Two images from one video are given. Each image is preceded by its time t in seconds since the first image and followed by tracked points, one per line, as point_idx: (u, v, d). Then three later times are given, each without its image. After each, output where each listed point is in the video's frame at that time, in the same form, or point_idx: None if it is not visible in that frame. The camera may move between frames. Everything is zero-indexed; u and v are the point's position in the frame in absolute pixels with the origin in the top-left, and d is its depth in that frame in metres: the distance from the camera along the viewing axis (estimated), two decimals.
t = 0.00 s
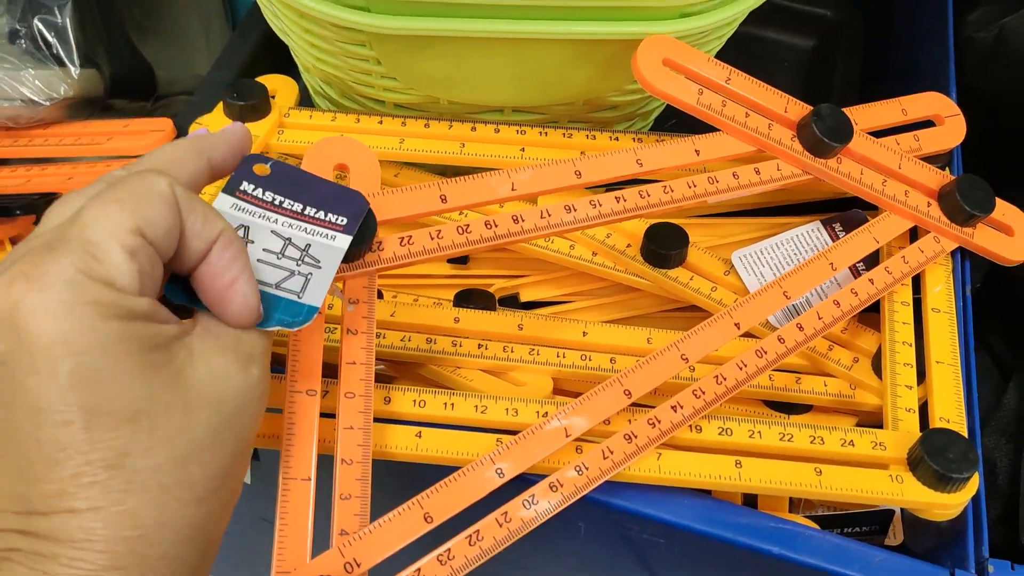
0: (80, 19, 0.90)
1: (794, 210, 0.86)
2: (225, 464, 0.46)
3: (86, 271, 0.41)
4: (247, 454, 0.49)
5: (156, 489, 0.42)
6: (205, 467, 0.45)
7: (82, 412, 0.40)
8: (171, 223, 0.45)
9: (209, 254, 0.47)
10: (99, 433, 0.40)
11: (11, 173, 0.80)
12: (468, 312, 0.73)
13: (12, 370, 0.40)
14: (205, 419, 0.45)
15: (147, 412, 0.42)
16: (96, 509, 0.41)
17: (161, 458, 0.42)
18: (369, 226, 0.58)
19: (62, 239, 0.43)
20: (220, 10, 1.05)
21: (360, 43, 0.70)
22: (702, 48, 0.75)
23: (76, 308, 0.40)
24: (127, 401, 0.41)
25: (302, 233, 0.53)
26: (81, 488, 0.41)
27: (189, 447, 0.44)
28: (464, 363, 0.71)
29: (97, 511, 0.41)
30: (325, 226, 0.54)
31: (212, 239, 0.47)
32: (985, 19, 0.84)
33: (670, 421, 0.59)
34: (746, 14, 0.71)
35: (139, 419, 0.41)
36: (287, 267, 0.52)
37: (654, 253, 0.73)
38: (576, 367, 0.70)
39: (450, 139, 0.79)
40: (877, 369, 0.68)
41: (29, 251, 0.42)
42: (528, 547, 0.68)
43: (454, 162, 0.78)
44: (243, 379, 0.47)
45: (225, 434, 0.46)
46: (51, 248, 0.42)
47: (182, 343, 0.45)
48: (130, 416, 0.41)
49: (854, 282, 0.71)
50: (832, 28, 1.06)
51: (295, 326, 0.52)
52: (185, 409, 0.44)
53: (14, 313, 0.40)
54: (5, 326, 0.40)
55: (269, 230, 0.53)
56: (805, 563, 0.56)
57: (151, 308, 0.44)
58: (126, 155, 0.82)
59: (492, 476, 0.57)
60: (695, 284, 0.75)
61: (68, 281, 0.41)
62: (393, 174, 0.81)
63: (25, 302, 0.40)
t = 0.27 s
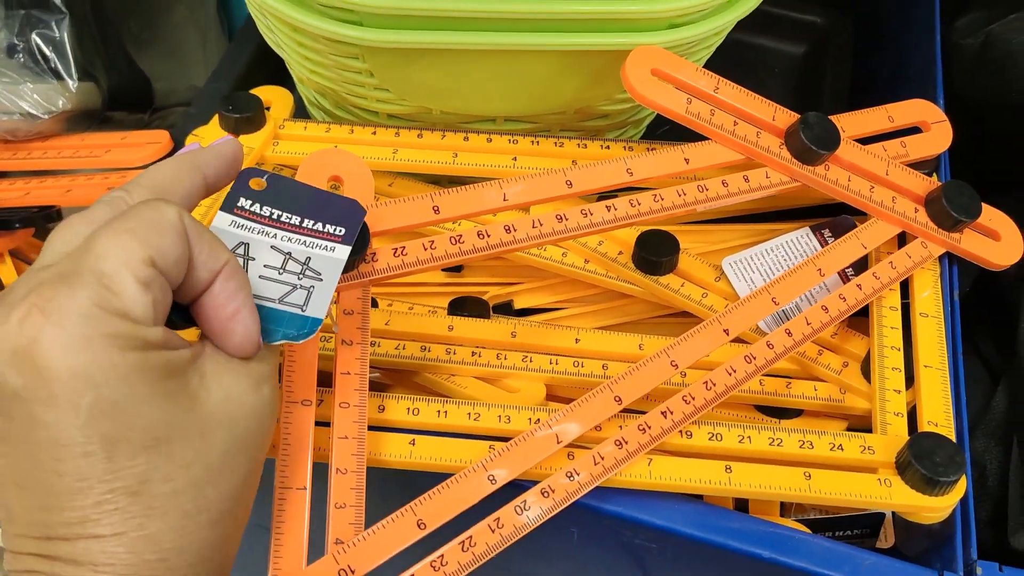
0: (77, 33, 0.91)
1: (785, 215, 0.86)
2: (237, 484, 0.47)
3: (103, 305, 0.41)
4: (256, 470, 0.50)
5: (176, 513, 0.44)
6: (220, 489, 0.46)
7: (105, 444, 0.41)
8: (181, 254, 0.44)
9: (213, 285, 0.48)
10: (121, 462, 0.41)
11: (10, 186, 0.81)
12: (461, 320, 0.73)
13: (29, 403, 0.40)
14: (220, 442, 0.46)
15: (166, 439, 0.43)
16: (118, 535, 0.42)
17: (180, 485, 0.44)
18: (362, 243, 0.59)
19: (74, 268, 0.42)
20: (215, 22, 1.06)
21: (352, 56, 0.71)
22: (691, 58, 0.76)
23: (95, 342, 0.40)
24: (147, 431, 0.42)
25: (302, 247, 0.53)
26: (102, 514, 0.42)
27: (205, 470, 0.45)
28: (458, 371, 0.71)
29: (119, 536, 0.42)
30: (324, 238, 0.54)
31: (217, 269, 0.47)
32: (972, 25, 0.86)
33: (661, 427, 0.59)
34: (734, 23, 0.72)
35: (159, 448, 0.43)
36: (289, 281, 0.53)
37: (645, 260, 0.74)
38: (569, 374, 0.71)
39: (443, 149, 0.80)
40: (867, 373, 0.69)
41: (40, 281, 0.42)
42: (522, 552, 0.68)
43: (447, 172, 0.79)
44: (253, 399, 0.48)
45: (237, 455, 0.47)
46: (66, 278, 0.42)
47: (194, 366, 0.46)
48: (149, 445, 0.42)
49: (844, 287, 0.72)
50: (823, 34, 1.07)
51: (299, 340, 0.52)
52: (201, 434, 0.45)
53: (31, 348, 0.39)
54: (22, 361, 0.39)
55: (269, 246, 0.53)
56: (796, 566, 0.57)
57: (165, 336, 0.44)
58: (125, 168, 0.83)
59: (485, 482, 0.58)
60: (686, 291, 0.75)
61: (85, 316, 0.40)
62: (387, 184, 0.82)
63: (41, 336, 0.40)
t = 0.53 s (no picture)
0: (69, 41, 0.91)
1: (776, 216, 0.87)
2: (235, 500, 0.48)
3: (97, 334, 0.41)
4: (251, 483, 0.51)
5: (178, 535, 0.45)
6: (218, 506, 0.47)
7: (105, 472, 0.41)
8: (172, 277, 0.44)
9: (207, 301, 0.48)
10: (122, 489, 0.42)
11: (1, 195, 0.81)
12: (452, 325, 0.74)
13: (26, 435, 0.40)
14: (215, 459, 0.46)
15: (165, 464, 0.43)
16: (122, 561, 0.43)
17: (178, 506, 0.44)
18: (350, 244, 0.60)
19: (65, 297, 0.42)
20: (206, 26, 1.06)
21: (341, 63, 0.71)
22: (680, 61, 0.76)
23: (91, 372, 0.40)
24: (146, 457, 0.42)
25: (291, 252, 0.54)
26: (106, 541, 0.42)
27: (202, 489, 0.46)
28: (449, 376, 0.72)
29: (122, 561, 0.43)
30: (312, 242, 0.54)
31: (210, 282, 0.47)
32: (959, 25, 0.88)
33: (649, 431, 0.60)
34: (722, 27, 0.72)
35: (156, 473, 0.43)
36: (280, 288, 0.53)
37: (634, 264, 0.74)
38: (560, 378, 0.71)
39: (434, 153, 0.81)
40: (856, 375, 0.69)
41: (30, 312, 0.41)
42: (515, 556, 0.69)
43: (437, 176, 0.79)
44: (248, 413, 0.49)
45: (234, 470, 0.48)
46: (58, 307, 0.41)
47: (189, 385, 0.46)
48: (153, 471, 0.42)
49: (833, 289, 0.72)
50: (813, 34, 1.07)
51: (292, 350, 0.52)
52: (197, 455, 0.45)
53: (27, 381, 0.39)
54: (17, 394, 0.39)
55: (257, 255, 0.53)
56: (787, 570, 0.57)
57: (159, 359, 0.44)
58: (117, 175, 0.83)
59: (474, 488, 0.58)
60: (677, 294, 0.76)
61: (80, 346, 0.40)
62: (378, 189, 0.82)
63: (36, 369, 0.39)
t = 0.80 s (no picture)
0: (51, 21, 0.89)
1: (776, 192, 0.86)
2: (245, 486, 0.47)
3: (91, 328, 0.39)
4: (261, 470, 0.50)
5: (189, 525, 0.44)
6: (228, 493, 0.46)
7: (111, 466, 0.40)
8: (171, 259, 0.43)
9: (219, 264, 0.47)
10: (128, 483, 0.41)
11: None
12: (450, 307, 0.73)
13: (28, 434, 0.39)
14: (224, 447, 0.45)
15: (170, 455, 0.42)
16: (131, 552, 0.42)
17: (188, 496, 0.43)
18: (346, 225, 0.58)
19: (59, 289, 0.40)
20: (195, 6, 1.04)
21: (332, 42, 0.70)
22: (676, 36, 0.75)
23: (90, 367, 0.39)
24: (151, 449, 0.41)
25: (296, 241, 0.52)
26: (113, 535, 0.42)
27: (211, 479, 0.45)
28: (447, 359, 0.71)
29: (131, 553, 0.42)
30: (319, 235, 0.52)
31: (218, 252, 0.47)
32: None
33: (648, 410, 0.59)
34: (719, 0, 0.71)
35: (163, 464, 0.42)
36: (281, 277, 0.51)
37: (633, 243, 0.73)
38: (559, 360, 0.70)
39: (428, 133, 0.79)
40: (859, 353, 0.68)
41: (23, 307, 0.40)
42: (516, 540, 0.68)
43: (432, 157, 0.78)
44: (253, 397, 0.48)
45: (242, 457, 0.47)
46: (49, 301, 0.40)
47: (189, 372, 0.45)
48: (161, 463, 0.41)
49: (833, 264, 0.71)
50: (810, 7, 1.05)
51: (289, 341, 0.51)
52: (203, 444, 0.44)
53: (22, 379, 0.38)
54: (14, 394, 0.38)
55: (264, 235, 0.51)
56: (789, 551, 0.57)
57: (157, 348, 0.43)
58: (106, 160, 0.82)
59: (470, 467, 0.57)
60: (676, 273, 0.75)
61: (79, 340, 0.39)
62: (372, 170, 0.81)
63: (33, 368, 0.38)
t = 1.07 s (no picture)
0: None
1: (804, 170, 0.80)
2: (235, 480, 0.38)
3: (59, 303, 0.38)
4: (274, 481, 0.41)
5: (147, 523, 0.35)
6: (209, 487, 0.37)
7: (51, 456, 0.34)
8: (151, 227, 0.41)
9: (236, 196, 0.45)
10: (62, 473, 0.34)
11: None
12: (461, 300, 0.68)
13: None
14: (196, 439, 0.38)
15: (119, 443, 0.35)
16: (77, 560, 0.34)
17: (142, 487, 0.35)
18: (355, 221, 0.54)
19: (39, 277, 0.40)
20: None
21: (329, 13, 0.64)
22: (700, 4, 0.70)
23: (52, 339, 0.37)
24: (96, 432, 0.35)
25: (322, 230, 0.51)
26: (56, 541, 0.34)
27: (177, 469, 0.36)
28: (460, 357, 0.66)
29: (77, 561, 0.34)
30: (348, 227, 0.52)
31: (233, 207, 0.45)
32: None
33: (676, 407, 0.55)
34: None
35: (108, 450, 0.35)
36: (297, 263, 0.50)
37: (656, 228, 0.68)
38: (580, 356, 0.66)
39: (434, 112, 0.74)
40: (901, 345, 0.64)
41: None
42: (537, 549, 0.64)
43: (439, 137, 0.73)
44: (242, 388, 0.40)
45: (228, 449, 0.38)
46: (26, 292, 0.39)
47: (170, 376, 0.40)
48: (127, 461, 0.35)
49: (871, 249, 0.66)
50: None
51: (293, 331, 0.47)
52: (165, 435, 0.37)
53: None
54: None
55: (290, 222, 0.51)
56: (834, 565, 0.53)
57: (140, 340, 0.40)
58: (90, 144, 0.76)
59: (486, 473, 0.53)
60: (703, 259, 0.70)
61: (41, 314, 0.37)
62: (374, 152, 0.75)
63: None
